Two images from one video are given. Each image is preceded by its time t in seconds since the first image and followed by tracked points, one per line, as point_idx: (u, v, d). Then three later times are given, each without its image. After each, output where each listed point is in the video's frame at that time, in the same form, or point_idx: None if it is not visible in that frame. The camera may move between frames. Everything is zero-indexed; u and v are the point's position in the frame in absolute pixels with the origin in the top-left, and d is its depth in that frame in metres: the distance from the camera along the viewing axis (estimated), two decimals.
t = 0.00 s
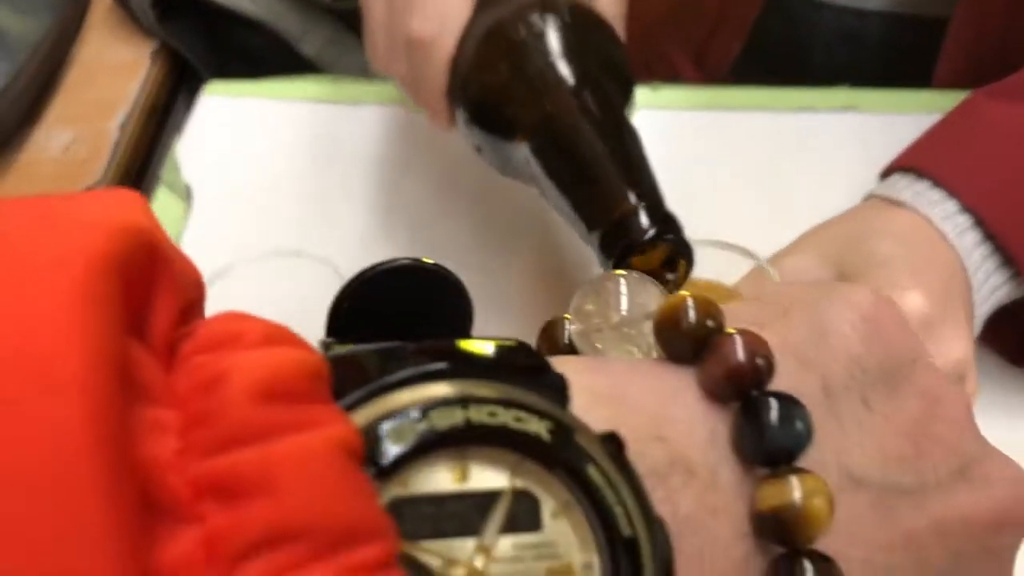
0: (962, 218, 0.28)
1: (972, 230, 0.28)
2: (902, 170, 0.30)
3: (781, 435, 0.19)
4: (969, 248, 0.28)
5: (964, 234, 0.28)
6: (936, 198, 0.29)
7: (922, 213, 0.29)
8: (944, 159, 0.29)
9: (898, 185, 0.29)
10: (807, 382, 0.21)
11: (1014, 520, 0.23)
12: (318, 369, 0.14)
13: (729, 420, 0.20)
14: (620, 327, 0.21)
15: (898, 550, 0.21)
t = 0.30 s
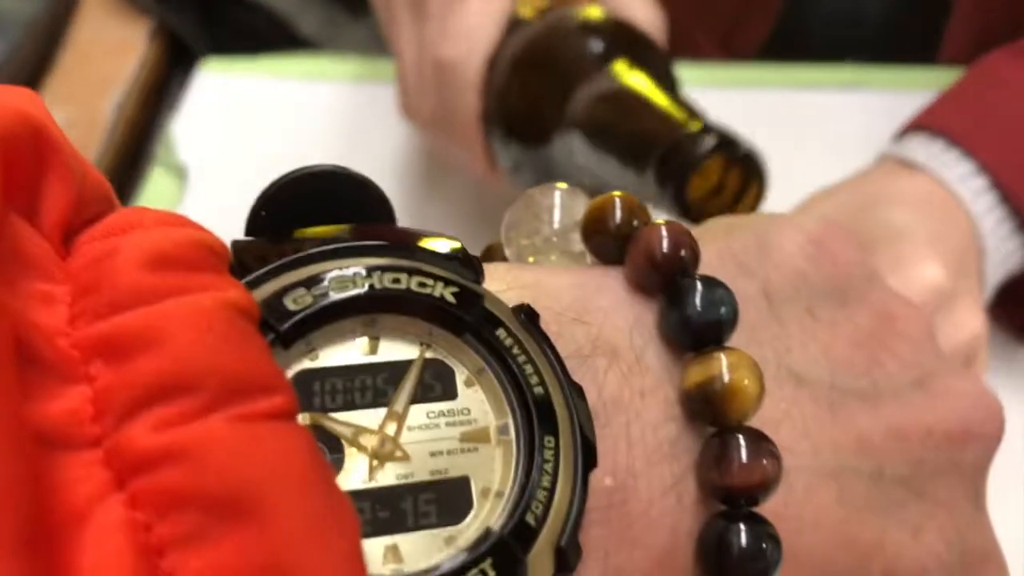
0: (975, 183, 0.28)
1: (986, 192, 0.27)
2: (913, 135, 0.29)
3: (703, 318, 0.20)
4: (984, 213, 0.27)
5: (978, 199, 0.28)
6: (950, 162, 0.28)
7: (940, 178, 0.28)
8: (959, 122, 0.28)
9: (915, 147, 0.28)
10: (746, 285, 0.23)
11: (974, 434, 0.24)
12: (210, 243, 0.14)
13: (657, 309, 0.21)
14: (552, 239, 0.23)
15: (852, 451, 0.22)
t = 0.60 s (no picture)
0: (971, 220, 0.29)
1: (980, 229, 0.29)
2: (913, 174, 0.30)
3: (677, 347, 0.21)
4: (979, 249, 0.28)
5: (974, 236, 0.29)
6: (947, 199, 0.29)
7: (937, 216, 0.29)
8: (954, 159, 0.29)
9: (914, 184, 0.29)
10: (725, 316, 0.24)
11: (956, 462, 0.24)
12: (207, 285, 0.14)
13: (633, 339, 0.22)
14: (535, 270, 0.24)
15: (827, 478, 0.22)
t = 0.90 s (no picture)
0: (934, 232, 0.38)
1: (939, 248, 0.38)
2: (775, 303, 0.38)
3: (574, 534, 0.27)
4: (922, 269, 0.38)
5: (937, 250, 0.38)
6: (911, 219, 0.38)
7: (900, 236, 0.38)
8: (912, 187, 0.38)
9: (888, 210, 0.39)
10: (631, 453, 0.31)
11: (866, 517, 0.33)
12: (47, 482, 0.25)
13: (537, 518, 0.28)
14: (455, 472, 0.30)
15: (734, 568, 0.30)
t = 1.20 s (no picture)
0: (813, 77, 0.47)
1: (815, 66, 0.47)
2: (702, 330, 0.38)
3: None
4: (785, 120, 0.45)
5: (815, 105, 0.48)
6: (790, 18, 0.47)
7: (767, 41, 0.46)
8: None
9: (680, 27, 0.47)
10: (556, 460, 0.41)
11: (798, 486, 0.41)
12: None
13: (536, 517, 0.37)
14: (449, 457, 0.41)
15: None
